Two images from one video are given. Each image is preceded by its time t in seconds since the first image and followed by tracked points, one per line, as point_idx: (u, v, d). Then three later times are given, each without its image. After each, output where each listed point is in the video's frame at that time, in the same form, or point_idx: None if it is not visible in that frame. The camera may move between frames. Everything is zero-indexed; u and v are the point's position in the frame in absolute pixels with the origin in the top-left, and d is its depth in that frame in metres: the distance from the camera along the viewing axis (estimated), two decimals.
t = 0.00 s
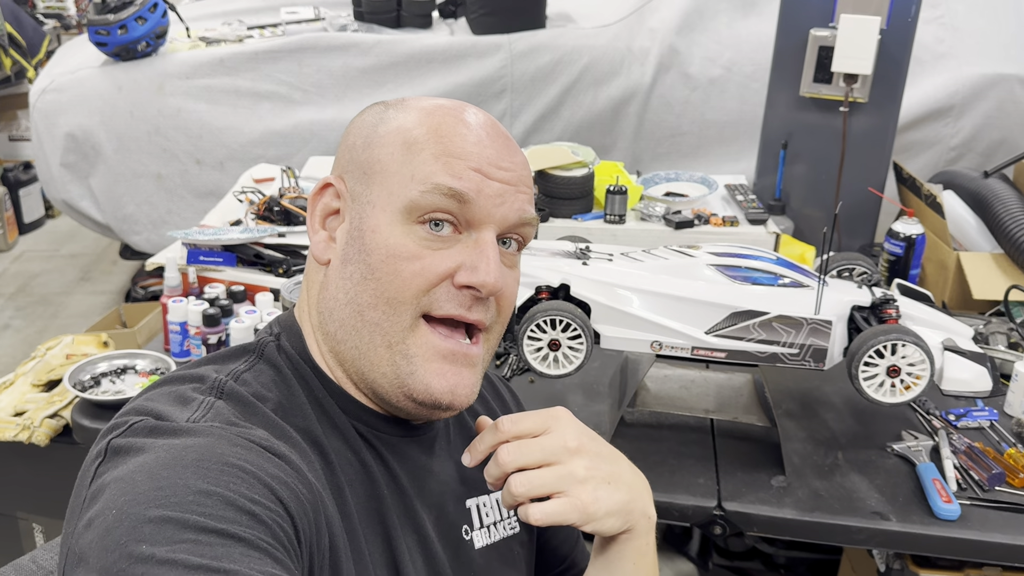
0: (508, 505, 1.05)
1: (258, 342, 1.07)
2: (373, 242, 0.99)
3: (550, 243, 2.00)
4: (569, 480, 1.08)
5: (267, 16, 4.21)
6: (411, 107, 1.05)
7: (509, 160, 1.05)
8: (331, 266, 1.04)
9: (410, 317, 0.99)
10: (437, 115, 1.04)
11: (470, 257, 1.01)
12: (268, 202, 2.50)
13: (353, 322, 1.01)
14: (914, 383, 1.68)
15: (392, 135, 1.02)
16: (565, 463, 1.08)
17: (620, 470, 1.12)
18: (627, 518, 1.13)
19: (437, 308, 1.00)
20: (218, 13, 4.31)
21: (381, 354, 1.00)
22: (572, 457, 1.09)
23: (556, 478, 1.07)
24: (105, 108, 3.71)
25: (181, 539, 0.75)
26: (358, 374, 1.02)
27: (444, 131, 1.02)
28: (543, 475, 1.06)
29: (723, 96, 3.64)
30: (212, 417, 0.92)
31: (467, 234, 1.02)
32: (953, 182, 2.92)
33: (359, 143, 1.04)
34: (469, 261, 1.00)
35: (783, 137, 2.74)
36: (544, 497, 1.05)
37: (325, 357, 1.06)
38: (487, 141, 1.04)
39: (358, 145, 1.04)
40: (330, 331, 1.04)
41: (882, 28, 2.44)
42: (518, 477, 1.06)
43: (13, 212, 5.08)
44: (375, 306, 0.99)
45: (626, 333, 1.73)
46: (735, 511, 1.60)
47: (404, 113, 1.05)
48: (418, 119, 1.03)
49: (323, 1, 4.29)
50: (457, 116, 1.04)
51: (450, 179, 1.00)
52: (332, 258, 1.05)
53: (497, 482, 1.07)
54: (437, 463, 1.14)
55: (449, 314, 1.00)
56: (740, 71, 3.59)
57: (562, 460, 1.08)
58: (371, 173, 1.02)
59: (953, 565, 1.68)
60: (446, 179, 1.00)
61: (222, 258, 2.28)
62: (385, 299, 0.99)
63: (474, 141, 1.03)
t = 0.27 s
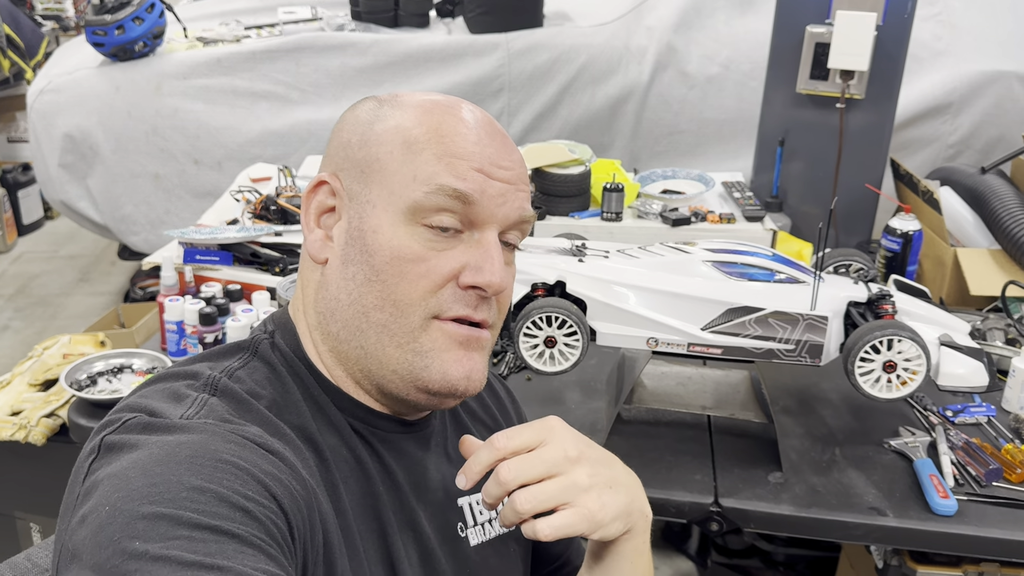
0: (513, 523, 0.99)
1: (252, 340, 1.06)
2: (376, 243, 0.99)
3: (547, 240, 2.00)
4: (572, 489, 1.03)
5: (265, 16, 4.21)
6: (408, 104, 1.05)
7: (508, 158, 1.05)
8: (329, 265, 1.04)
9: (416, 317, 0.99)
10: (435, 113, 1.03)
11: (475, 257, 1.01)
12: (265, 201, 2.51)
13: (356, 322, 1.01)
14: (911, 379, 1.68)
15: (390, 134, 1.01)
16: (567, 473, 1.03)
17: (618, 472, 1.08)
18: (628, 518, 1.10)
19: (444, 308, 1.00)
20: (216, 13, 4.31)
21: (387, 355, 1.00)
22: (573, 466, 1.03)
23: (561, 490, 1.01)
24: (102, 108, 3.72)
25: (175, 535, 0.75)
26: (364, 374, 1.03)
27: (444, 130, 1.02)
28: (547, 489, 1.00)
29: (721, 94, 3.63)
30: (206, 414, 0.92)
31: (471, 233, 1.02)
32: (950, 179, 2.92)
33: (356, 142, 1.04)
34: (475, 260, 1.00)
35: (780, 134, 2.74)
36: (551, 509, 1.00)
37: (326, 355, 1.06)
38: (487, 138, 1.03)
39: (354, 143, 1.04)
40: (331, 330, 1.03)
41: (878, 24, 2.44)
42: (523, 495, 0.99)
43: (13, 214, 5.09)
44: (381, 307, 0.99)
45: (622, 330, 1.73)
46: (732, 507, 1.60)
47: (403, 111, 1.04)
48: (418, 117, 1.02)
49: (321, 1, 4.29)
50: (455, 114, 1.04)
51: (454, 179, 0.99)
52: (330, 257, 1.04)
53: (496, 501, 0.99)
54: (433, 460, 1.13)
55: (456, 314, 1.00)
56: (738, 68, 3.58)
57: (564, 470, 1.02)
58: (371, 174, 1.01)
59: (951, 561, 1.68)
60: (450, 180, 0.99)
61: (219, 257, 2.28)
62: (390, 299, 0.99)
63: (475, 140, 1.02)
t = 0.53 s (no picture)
0: (525, 536, 0.97)
1: (249, 340, 1.03)
2: (458, 259, 0.99)
3: (547, 237, 2.00)
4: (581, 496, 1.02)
5: (264, 16, 4.21)
6: (442, 107, 0.99)
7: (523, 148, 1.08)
8: (395, 286, 0.99)
9: (492, 318, 1.06)
10: (480, 119, 1.00)
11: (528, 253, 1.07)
12: (264, 200, 2.51)
13: (438, 334, 1.03)
14: (911, 374, 1.67)
15: (453, 148, 0.98)
16: (575, 481, 1.02)
17: (621, 473, 1.08)
18: (637, 516, 1.10)
19: (508, 303, 1.08)
20: (215, 13, 4.31)
21: (469, 356, 1.06)
22: (581, 471, 1.03)
23: (571, 497, 1.01)
24: (102, 108, 3.72)
25: (171, 537, 0.75)
26: (433, 379, 1.05)
27: (498, 138, 1.01)
28: (557, 498, 1.00)
29: (721, 93, 3.63)
30: (203, 415, 0.91)
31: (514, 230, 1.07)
32: (950, 176, 2.92)
33: (407, 155, 0.96)
34: (530, 256, 1.07)
35: (779, 131, 2.74)
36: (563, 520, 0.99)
37: (379, 369, 1.04)
38: (511, 135, 1.05)
39: (408, 158, 0.96)
40: (397, 346, 1.03)
41: (877, 20, 2.44)
42: (534, 507, 0.98)
43: (13, 215, 5.09)
44: (465, 317, 1.03)
45: (621, 326, 1.73)
46: (733, 504, 1.59)
47: (441, 117, 0.98)
48: (469, 125, 0.99)
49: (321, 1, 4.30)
50: (482, 112, 1.02)
51: (520, 189, 1.03)
52: (394, 279, 0.99)
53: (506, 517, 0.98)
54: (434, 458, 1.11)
55: (514, 305, 1.09)
56: (738, 67, 3.58)
57: (573, 476, 1.02)
58: (437, 190, 0.97)
59: (952, 557, 1.67)
60: (518, 191, 1.02)
61: (219, 255, 2.28)
62: (476, 309, 1.03)
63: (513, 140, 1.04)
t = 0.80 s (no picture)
0: (517, 520, 0.98)
1: (245, 340, 1.03)
2: (463, 255, 1.00)
3: (545, 237, 2.00)
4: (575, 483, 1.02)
5: (264, 17, 4.21)
6: (443, 105, 0.99)
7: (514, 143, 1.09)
8: (402, 283, 0.99)
9: (494, 312, 1.07)
10: (478, 116, 1.01)
11: (524, 246, 1.09)
12: (262, 200, 2.51)
13: (443, 329, 1.03)
14: (910, 373, 1.67)
15: (457, 145, 0.98)
16: (569, 468, 1.02)
17: (616, 464, 1.08)
18: (629, 509, 1.10)
19: (507, 297, 1.09)
20: (215, 14, 4.31)
21: (472, 350, 1.06)
22: (576, 458, 1.03)
23: (563, 484, 1.01)
24: (101, 110, 3.72)
25: (167, 537, 0.75)
26: (438, 374, 1.06)
27: (496, 134, 1.02)
28: (550, 484, 1.00)
29: (720, 92, 3.62)
30: (199, 415, 0.91)
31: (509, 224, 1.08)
32: (950, 174, 2.91)
33: (412, 153, 0.96)
34: (526, 247, 1.08)
35: (779, 131, 2.73)
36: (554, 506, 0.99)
37: (383, 367, 1.04)
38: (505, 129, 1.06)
39: (414, 155, 0.96)
40: (403, 342, 1.03)
41: (876, 19, 2.43)
42: (526, 491, 0.98)
43: (14, 217, 5.09)
44: (469, 311, 1.04)
45: (619, 326, 1.73)
46: (731, 503, 1.59)
47: (442, 114, 0.98)
48: (470, 121, 0.99)
49: (320, 2, 4.30)
50: (479, 108, 1.03)
51: (518, 184, 1.04)
52: (402, 276, 0.99)
53: (499, 500, 0.99)
54: (431, 457, 1.11)
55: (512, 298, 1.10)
56: (737, 66, 3.58)
57: (567, 463, 1.02)
58: (441, 187, 0.98)
59: (952, 557, 1.67)
60: (517, 185, 1.04)
61: (217, 257, 2.28)
62: (479, 303, 1.04)
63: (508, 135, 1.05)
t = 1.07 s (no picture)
0: (518, 520, 0.98)
1: (247, 341, 1.02)
2: (464, 257, 1.00)
3: (546, 238, 1.99)
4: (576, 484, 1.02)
5: (265, 19, 4.21)
6: (446, 108, 0.99)
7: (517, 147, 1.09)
8: (403, 285, 0.99)
9: (495, 314, 1.06)
10: (481, 119, 1.01)
11: (525, 249, 1.08)
12: (263, 202, 2.52)
13: (444, 332, 1.03)
14: (912, 374, 1.67)
15: (459, 148, 0.98)
16: (570, 469, 1.02)
17: (618, 465, 1.08)
18: (631, 511, 1.10)
19: (508, 299, 1.08)
20: (215, 16, 4.31)
21: (472, 353, 1.06)
22: (578, 458, 1.03)
23: (565, 484, 1.01)
24: (103, 112, 3.73)
25: (169, 538, 0.75)
26: (438, 376, 1.05)
27: (498, 136, 1.02)
28: (552, 483, 1.00)
29: (721, 93, 3.62)
30: (200, 417, 0.91)
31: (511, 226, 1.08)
32: (952, 175, 2.91)
33: (413, 155, 0.96)
34: (527, 250, 1.08)
35: (780, 131, 2.73)
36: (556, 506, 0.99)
37: (384, 368, 1.04)
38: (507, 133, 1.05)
39: (415, 157, 0.96)
40: (404, 344, 1.03)
41: (877, 20, 2.43)
42: (528, 491, 0.98)
43: (15, 219, 5.09)
44: (471, 314, 1.03)
45: (619, 327, 1.72)
46: (733, 505, 1.59)
47: (444, 116, 0.98)
48: (472, 124, 0.99)
49: (321, 4, 4.30)
50: (482, 111, 1.02)
51: (520, 187, 1.04)
52: (403, 278, 0.99)
53: (501, 500, 0.99)
54: (433, 458, 1.11)
55: (514, 300, 1.10)
56: (738, 67, 3.58)
57: (568, 463, 1.02)
58: (442, 189, 0.97)
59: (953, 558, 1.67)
60: (519, 188, 1.03)
61: (218, 258, 2.29)
62: (480, 305, 1.04)
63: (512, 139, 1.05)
